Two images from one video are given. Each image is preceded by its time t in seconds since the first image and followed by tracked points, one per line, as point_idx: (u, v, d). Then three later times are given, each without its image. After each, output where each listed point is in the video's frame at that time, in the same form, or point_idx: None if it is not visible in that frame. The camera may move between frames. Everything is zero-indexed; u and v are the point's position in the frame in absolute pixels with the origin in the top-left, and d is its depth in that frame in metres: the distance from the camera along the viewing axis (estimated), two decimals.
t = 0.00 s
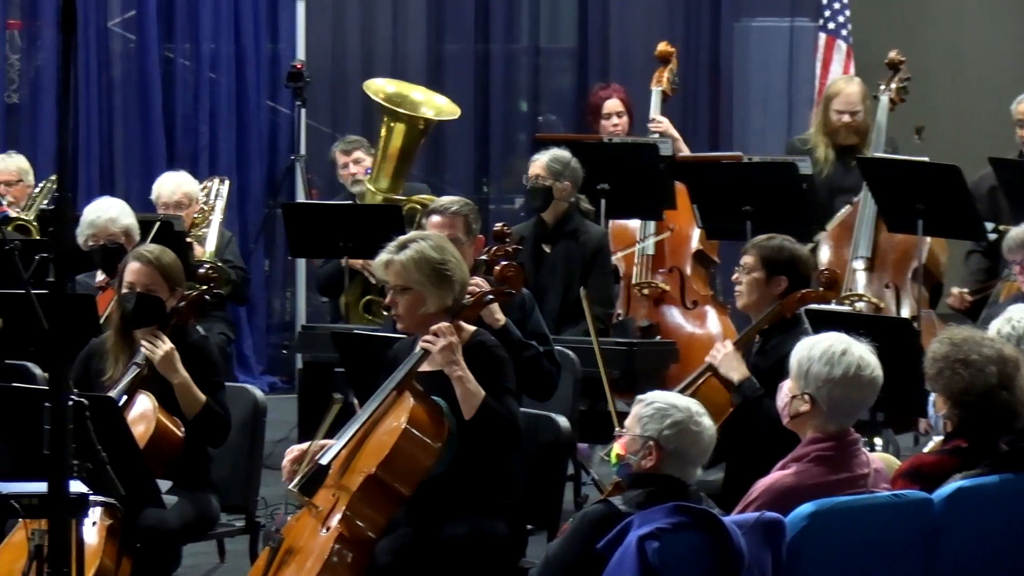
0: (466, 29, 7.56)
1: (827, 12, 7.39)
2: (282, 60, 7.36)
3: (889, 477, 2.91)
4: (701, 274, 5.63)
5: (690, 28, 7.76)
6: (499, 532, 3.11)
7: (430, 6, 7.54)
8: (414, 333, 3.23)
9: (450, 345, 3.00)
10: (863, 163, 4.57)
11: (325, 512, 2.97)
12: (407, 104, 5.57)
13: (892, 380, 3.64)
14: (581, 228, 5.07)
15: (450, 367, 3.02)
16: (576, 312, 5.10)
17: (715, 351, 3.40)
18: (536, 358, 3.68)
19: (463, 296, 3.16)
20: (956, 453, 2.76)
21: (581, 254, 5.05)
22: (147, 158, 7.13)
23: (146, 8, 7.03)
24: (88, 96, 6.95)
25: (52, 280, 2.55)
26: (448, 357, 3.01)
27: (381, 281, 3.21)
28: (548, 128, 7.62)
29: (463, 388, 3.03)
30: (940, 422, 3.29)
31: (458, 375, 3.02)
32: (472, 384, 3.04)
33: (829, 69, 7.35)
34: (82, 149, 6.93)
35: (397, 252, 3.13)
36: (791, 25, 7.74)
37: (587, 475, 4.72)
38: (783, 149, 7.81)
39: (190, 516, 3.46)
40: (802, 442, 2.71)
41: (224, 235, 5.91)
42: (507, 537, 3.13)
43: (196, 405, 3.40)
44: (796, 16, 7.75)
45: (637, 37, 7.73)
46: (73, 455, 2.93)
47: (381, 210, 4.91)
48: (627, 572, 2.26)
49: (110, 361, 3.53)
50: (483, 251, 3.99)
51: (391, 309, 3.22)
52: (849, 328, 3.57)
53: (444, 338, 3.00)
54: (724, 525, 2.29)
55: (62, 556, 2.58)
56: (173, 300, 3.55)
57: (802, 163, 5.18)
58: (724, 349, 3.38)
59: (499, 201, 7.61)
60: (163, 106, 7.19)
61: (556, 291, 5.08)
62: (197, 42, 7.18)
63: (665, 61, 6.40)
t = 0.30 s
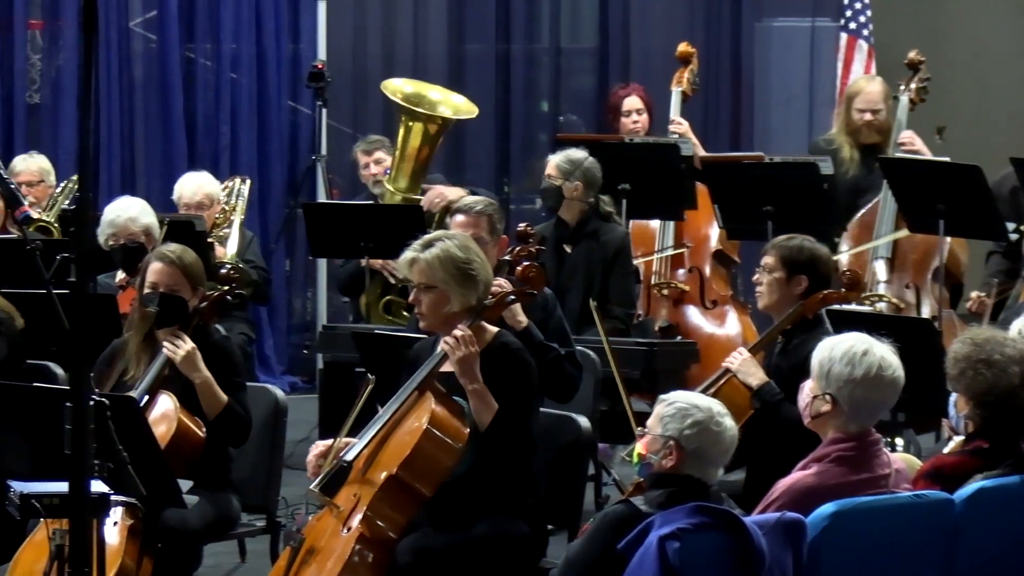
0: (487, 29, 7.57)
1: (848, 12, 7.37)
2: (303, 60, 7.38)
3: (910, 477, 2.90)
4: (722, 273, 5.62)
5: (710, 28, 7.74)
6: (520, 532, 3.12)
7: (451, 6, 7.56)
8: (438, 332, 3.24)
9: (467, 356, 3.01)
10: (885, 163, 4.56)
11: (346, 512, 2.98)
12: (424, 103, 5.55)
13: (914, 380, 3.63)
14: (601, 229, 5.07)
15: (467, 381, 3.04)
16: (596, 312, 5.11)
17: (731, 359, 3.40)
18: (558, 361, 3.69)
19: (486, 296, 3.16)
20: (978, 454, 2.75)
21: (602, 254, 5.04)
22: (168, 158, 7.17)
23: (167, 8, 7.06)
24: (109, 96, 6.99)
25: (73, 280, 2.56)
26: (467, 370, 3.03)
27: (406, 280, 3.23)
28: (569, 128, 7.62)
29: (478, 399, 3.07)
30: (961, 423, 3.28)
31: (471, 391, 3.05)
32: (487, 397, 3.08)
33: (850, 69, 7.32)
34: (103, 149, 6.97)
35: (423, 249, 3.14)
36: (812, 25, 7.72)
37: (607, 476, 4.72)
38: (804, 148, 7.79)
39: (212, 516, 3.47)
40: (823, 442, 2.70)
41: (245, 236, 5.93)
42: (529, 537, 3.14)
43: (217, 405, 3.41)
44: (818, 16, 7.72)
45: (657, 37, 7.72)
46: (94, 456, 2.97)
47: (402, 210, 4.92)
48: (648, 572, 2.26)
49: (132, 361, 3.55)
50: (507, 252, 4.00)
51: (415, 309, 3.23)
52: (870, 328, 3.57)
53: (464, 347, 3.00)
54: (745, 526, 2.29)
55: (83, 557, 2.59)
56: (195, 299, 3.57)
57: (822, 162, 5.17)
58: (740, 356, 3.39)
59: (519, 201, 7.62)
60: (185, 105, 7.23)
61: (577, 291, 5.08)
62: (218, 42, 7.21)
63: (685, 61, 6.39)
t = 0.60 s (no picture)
0: (506, 29, 7.57)
1: (867, 12, 7.35)
2: (321, 60, 7.39)
3: (929, 477, 2.89)
4: (741, 274, 5.62)
5: (729, 28, 7.73)
6: (539, 532, 3.12)
7: (469, 6, 7.56)
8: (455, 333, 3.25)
9: (485, 357, 3.02)
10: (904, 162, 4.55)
11: (365, 511, 2.99)
12: (446, 105, 5.57)
13: (933, 380, 3.62)
14: (618, 230, 5.06)
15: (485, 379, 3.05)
16: (614, 313, 5.11)
17: (750, 360, 3.40)
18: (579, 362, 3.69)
19: (505, 296, 3.16)
20: (996, 455, 2.75)
21: (620, 255, 5.04)
22: (187, 157, 7.19)
23: (186, 8, 7.08)
24: (128, 95, 7.02)
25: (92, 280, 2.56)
26: (484, 371, 3.04)
27: (425, 279, 3.23)
28: (588, 127, 7.63)
29: (495, 403, 3.10)
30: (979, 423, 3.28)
31: (488, 392, 3.07)
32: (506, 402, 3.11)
33: (870, 69, 7.30)
34: (122, 148, 7.00)
35: (442, 249, 3.15)
36: (831, 25, 7.73)
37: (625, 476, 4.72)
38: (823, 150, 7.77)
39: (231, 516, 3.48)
40: (841, 442, 2.70)
41: (264, 235, 5.94)
42: (548, 537, 3.14)
43: (238, 406, 3.43)
44: (836, 16, 7.74)
45: (676, 37, 7.71)
46: (113, 455, 2.91)
47: (421, 210, 4.93)
48: (667, 572, 2.27)
49: (152, 361, 3.56)
50: (529, 252, 4.01)
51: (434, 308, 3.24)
52: (889, 328, 3.56)
53: (478, 352, 3.01)
54: (764, 525, 2.29)
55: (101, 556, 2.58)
56: (214, 297, 3.58)
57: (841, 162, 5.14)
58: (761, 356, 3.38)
59: (538, 201, 7.62)
60: (203, 105, 7.25)
61: (595, 291, 5.08)
62: (237, 42, 7.23)
63: (704, 61, 6.39)
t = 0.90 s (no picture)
0: (526, 30, 7.58)
1: (888, 12, 7.33)
2: (342, 60, 7.41)
3: (950, 478, 2.88)
4: (761, 273, 5.59)
5: (750, 28, 7.70)
6: (560, 533, 3.13)
7: (490, 6, 7.57)
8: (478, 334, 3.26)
9: (510, 352, 3.02)
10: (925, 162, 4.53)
11: (385, 512, 2.99)
12: (467, 108, 5.61)
13: (955, 380, 3.61)
14: (639, 231, 5.05)
15: (512, 373, 3.05)
16: (635, 313, 5.10)
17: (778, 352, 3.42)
18: (613, 353, 3.77)
19: (526, 297, 3.17)
20: (1018, 455, 2.73)
21: (640, 255, 5.04)
22: (208, 158, 7.23)
23: (207, 8, 7.12)
24: (149, 96, 7.06)
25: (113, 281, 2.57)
26: (510, 365, 3.03)
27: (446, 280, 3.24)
28: (608, 128, 7.63)
29: (525, 395, 3.07)
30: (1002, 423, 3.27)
31: (519, 383, 3.06)
32: (533, 391, 3.08)
33: (890, 69, 7.27)
34: (143, 149, 7.04)
35: (463, 250, 3.16)
36: (853, 25, 7.71)
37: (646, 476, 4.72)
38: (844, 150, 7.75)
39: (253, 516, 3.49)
40: (863, 443, 2.69)
41: (285, 236, 5.96)
42: (569, 537, 3.15)
43: (259, 405, 3.46)
44: (858, 16, 7.71)
45: (696, 36, 7.69)
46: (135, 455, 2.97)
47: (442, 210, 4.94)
48: (688, 572, 2.27)
49: (173, 361, 3.59)
50: (556, 252, 4.01)
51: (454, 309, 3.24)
52: (911, 329, 3.55)
53: (507, 344, 3.01)
54: (784, 526, 2.29)
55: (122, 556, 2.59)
56: (234, 296, 3.60)
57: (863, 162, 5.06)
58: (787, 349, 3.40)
59: (558, 201, 7.63)
60: (225, 105, 7.29)
61: (616, 292, 5.09)
62: (258, 42, 7.26)
63: (725, 61, 6.38)
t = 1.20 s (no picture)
0: (554, 30, 7.58)
1: (917, 12, 7.30)
2: (371, 60, 7.43)
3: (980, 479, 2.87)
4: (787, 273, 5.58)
5: (778, 27, 7.66)
6: (588, 533, 3.14)
7: (518, 6, 7.59)
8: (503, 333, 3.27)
9: (546, 342, 3.03)
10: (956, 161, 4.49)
11: (413, 512, 2.99)
12: (491, 109, 5.62)
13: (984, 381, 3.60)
14: (667, 231, 5.06)
15: (551, 363, 3.05)
16: (663, 313, 5.10)
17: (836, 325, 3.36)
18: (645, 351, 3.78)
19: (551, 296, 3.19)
20: None
21: (668, 255, 5.04)
22: (236, 157, 7.26)
23: (235, 8, 7.17)
24: (178, 95, 7.12)
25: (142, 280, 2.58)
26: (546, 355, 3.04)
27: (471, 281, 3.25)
28: (637, 128, 7.63)
29: (569, 382, 3.07)
30: None
31: (560, 370, 3.06)
32: (576, 376, 3.08)
33: (919, 70, 7.24)
34: (172, 149, 7.10)
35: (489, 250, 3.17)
36: (881, 25, 7.68)
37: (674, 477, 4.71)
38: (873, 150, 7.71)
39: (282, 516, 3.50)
40: (892, 443, 2.69)
41: (314, 236, 5.99)
42: (596, 538, 3.16)
43: (295, 394, 3.47)
44: (887, 16, 7.68)
45: (724, 35, 7.65)
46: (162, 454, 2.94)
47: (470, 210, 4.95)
48: (716, 572, 2.27)
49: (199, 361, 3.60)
50: (586, 253, 4.01)
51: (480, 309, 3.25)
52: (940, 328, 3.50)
53: (542, 336, 3.02)
54: (813, 525, 2.28)
55: (151, 555, 2.61)
56: (258, 295, 3.63)
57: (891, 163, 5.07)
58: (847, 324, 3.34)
59: (587, 201, 7.63)
60: (253, 104, 7.33)
61: (644, 292, 5.08)
62: (287, 42, 7.31)
63: (750, 60, 6.38)
